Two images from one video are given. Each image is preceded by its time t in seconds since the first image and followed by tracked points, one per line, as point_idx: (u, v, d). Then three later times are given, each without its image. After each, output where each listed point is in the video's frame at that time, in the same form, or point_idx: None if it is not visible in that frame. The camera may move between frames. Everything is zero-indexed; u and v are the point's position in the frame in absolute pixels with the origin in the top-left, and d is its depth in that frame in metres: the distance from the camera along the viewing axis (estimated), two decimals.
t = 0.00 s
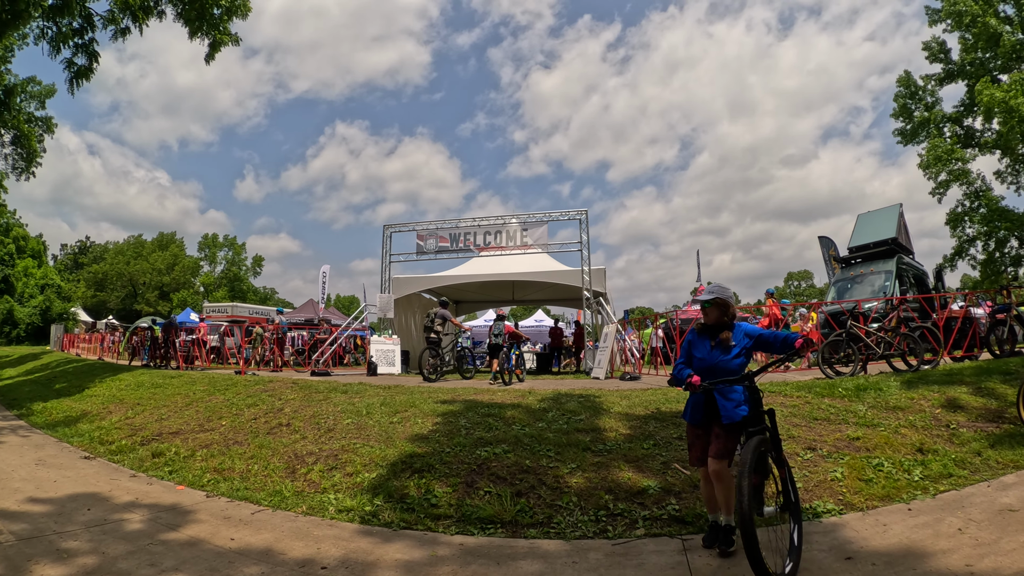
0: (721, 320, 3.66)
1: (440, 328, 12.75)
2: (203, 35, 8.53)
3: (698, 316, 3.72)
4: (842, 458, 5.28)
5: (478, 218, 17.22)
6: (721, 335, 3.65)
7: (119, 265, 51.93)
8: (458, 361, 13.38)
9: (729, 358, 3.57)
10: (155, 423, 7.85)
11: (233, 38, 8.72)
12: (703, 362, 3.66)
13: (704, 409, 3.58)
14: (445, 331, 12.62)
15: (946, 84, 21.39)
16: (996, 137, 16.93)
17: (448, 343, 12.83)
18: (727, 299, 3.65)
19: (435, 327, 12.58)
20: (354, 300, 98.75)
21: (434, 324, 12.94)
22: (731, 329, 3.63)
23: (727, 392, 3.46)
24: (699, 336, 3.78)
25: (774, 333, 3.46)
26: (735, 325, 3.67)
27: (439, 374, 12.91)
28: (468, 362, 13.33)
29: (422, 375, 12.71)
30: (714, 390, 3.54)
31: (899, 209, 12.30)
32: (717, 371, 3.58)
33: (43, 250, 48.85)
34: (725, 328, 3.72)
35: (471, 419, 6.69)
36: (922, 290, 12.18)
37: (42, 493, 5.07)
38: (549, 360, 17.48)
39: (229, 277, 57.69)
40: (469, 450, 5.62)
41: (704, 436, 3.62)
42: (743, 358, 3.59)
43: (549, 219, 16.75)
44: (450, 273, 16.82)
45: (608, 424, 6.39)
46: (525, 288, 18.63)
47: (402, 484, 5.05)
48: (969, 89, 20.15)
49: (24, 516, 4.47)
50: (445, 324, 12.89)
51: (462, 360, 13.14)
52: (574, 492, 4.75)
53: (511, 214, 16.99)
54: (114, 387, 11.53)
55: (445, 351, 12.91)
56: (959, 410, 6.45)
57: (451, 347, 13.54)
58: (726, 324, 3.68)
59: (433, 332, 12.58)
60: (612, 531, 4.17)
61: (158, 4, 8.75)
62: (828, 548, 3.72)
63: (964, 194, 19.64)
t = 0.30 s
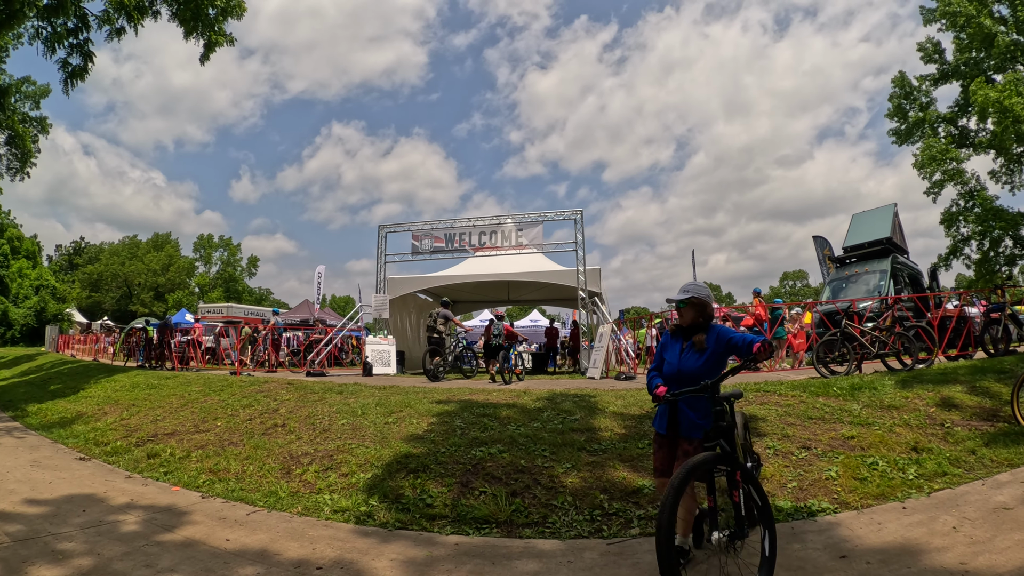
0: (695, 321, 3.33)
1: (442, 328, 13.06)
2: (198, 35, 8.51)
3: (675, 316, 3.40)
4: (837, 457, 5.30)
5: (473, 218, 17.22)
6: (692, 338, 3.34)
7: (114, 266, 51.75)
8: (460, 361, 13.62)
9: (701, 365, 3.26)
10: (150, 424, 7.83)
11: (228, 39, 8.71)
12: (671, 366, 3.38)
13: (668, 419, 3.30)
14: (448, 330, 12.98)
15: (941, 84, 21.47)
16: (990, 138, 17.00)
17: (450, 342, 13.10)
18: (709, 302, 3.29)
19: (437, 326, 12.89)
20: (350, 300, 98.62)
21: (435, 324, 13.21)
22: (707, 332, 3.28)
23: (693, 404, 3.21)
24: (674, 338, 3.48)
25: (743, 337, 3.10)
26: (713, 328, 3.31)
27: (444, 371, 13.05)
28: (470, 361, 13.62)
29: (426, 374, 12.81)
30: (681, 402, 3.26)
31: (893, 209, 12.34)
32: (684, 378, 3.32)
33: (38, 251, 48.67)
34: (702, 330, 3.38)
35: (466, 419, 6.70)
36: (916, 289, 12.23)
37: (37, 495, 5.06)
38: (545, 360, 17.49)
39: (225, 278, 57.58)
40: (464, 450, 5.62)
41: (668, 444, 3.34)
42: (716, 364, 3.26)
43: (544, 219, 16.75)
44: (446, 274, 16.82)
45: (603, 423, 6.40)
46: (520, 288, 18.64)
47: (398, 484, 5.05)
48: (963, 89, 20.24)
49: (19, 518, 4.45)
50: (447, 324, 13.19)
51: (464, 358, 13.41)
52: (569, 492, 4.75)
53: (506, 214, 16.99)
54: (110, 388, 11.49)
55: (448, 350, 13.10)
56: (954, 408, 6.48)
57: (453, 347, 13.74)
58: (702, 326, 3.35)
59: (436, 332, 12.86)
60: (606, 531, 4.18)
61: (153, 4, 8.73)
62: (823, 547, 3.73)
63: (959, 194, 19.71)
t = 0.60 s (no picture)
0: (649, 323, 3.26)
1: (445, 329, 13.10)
2: (194, 36, 8.50)
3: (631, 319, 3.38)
4: (833, 456, 5.32)
5: (469, 218, 17.22)
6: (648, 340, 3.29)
7: (110, 267, 51.59)
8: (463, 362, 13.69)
9: (650, 367, 3.21)
10: (147, 425, 7.81)
11: (225, 39, 8.69)
12: (627, 371, 3.36)
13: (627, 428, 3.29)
14: (451, 331, 13.00)
15: (937, 84, 21.52)
16: (985, 137, 17.06)
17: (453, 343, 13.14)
18: (662, 302, 3.22)
19: (441, 327, 12.92)
20: (347, 301, 98.53)
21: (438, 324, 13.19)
22: (660, 333, 3.21)
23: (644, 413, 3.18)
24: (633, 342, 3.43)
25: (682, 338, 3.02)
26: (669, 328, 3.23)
27: (448, 372, 13.06)
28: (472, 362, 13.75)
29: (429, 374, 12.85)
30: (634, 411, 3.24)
31: (889, 209, 12.37)
32: (634, 382, 3.28)
33: (34, 252, 48.49)
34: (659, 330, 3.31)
35: (463, 419, 6.71)
36: (912, 289, 12.25)
37: (34, 496, 5.05)
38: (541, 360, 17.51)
39: (221, 278, 57.46)
40: (460, 450, 5.63)
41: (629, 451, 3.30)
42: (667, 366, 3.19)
43: (540, 219, 16.76)
44: (443, 274, 16.83)
45: (599, 423, 6.41)
46: (517, 288, 18.65)
47: (394, 484, 5.05)
48: (958, 89, 20.30)
49: (15, 519, 4.44)
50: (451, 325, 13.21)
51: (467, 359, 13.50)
52: (565, 492, 4.76)
53: (502, 214, 16.99)
54: (106, 390, 11.45)
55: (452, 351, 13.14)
56: (950, 407, 6.50)
57: (454, 348, 13.76)
58: (658, 328, 3.28)
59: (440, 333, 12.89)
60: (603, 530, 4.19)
61: (149, 4, 8.71)
62: (819, 546, 3.74)
63: (955, 194, 19.77)
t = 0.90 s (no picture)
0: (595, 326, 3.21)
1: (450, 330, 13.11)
2: (191, 36, 8.48)
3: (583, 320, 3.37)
4: (830, 456, 5.33)
5: (466, 218, 17.22)
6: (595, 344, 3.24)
7: (108, 268, 51.47)
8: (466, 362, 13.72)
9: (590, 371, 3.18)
10: (143, 426, 7.80)
11: (222, 40, 8.68)
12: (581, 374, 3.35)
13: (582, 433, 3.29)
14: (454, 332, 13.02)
15: (934, 84, 21.58)
16: (982, 137, 17.10)
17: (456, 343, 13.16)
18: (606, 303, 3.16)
19: (445, 328, 12.92)
20: (344, 301, 98.43)
21: (442, 325, 13.20)
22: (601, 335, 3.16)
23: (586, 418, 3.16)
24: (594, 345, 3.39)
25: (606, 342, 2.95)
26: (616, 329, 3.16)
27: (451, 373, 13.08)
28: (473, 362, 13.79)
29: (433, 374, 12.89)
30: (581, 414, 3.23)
31: (886, 209, 12.40)
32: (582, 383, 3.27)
33: (30, 253, 48.35)
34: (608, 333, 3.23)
35: (460, 419, 6.72)
36: (909, 289, 12.29)
37: (31, 497, 5.03)
38: (539, 361, 17.51)
39: (218, 279, 57.37)
40: (457, 451, 5.64)
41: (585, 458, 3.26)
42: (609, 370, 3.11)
43: (537, 219, 16.77)
44: (441, 275, 16.83)
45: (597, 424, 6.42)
46: (515, 288, 18.65)
47: (392, 485, 5.05)
48: (955, 90, 20.35)
49: (12, 521, 4.43)
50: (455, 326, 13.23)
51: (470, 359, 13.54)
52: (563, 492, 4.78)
53: (500, 215, 17.00)
54: (103, 391, 11.42)
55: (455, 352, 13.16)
56: (946, 407, 6.52)
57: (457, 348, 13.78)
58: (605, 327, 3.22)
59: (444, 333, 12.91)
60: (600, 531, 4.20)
61: (147, 4, 8.69)
62: (815, 546, 3.75)
63: (951, 194, 19.82)
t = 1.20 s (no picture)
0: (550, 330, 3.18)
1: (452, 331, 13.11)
2: (189, 36, 8.48)
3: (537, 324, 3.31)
4: (827, 455, 5.33)
5: (464, 219, 17.22)
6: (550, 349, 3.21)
7: (105, 268, 51.38)
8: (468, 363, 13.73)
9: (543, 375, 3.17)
10: (141, 427, 7.79)
11: (219, 40, 8.68)
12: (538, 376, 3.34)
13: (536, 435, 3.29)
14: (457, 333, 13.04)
15: (931, 85, 21.62)
16: (979, 137, 17.14)
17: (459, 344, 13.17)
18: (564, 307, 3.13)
19: (448, 329, 12.92)
20: (341, 302, 98.39)
21: (445, 326, 13.21)
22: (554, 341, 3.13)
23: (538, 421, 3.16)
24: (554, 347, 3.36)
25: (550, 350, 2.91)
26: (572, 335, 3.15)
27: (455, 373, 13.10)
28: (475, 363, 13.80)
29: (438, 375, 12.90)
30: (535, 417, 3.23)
31: (884, 209, 12.42)
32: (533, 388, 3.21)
33: (28, 253, 48.25)
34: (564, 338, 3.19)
35: (458, 419, 6.72)
36: (906, 289, 12.32)
37: (29, 498, 5.02)
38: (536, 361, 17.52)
39: (215, 280, 57.29)
40: (455, 451, 5.64)
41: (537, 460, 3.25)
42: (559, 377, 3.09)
43: (535, 220, 16.77)
44: (438, 275, 16.83)
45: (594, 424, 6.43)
46: (513, 288, 18.65)
47: (390, 485, 5.05)
48: (952, 90, 20.40)
49: (10, 521, 4.42)
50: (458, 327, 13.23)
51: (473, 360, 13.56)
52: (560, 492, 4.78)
53: (498, 215, 17.01)
54: (101, 391, 11.41)
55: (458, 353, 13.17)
56: (943, 407, 6.54)
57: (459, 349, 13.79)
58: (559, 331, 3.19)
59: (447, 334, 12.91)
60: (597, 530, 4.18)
61: (144, 4, 8.68)
62: (813, 545, 3.76)
63: (948, 194, 19.85)
